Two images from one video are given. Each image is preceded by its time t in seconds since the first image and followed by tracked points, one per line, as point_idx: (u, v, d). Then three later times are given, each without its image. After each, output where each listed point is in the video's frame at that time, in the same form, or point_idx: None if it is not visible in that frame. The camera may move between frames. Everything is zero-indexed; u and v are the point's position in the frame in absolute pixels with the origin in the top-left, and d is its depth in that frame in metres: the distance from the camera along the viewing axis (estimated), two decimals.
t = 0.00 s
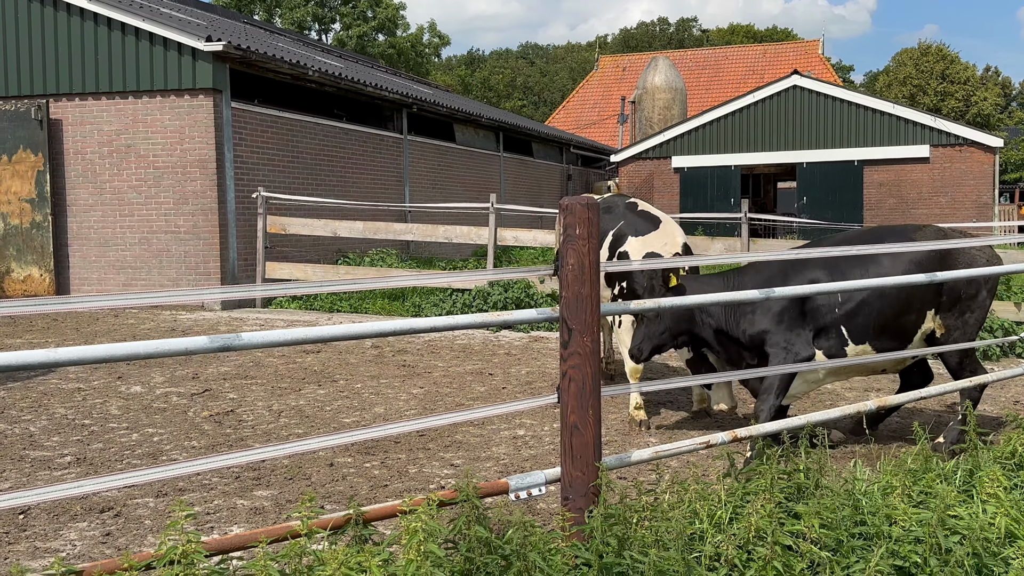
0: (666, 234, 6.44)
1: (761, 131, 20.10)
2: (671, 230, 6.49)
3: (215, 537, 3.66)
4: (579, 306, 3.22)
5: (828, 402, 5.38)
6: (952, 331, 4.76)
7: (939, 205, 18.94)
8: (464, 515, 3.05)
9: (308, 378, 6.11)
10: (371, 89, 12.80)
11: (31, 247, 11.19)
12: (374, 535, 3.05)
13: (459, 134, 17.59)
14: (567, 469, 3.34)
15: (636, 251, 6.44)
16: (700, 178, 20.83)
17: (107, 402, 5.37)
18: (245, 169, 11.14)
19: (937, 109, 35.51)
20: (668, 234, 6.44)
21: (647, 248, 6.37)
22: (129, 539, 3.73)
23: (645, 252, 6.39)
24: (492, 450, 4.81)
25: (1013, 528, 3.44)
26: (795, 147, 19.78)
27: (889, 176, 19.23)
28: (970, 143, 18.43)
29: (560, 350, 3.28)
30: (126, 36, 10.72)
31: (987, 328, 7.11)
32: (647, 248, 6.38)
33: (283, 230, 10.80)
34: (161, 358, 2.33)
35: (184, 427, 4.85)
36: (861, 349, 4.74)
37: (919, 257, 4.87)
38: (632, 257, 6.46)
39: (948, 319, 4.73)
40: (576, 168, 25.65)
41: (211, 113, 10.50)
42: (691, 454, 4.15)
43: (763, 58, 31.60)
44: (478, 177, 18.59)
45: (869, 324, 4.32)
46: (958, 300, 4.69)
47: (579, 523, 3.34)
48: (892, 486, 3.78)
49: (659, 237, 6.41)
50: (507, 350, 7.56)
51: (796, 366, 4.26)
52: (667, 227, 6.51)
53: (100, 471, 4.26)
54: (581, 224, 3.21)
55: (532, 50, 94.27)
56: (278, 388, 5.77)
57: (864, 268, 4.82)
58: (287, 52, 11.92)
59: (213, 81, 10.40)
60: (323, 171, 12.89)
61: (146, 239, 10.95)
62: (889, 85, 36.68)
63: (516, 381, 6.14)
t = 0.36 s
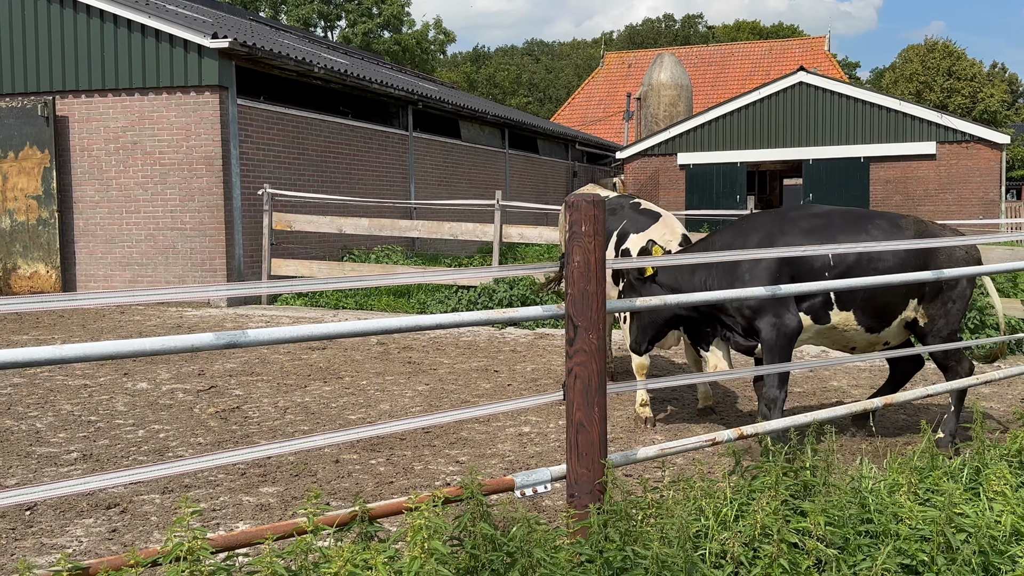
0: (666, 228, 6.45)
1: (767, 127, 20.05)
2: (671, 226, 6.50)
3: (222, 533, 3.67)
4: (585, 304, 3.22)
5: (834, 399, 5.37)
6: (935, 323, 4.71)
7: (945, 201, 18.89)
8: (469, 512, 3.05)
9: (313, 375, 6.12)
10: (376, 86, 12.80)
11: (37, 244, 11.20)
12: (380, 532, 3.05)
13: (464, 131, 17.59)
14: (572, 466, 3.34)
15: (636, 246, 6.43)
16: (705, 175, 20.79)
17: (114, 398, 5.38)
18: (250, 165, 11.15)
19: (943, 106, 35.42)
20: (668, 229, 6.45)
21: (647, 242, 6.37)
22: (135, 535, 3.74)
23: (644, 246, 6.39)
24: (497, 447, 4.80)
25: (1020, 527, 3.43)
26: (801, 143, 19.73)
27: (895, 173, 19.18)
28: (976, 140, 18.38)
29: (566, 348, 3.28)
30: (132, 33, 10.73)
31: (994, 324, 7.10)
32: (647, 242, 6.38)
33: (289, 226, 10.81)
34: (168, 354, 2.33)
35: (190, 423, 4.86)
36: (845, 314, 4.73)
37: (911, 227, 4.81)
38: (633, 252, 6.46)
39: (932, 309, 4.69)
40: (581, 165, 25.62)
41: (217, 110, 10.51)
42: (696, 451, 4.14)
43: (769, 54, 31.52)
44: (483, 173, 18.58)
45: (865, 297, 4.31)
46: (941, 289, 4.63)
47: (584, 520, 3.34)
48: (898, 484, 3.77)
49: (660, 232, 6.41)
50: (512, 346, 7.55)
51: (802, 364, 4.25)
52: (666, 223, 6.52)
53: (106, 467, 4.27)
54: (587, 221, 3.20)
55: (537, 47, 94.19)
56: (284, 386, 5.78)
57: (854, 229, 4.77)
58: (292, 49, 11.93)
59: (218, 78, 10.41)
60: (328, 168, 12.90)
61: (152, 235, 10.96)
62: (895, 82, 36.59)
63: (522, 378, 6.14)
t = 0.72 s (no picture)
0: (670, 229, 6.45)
1: (775, 126, 20.00)
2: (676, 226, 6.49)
3: (229, 533, 3.68)
4: (591, 304, 3.22)
5: (842, 399, 5.36)
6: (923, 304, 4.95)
7: (954, 201, 18.82)
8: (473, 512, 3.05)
9: (320, 375, 6.13)
10: (384, 86, 12.81)
11: (45, 243, 11.25)
12: (386, 532, 3.06)
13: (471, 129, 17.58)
14: (580, 467, 3.33)
15: (641, 247, 6.43)
16: (713, 173, 20.74)
17: (122, 398, 5.40)
18: (258, 165, 11.18)
19: (952, 105, 35.26)
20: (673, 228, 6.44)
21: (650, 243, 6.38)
22: (143, 535, 3.75)
23: (648, 248, 6.39)
24: (504, 447, 4.80)
25: None
26: (809, 142, 19.69)
27: (904, 172, 19.11)
28: (985, 139, 18.30)
29: (572, 347, 3.28)
30: (140, 33, 10.76)
31: (1003, 325, 7.07)
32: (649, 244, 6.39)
33: (296, 226, 10.83)
34: (175, 355, 2.34)
35: (198, 423, 4.87)
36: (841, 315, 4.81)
37: (886, 217, 4.95)
38: (637, 254, 6.46)
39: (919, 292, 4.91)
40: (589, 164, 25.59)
41: (224, 110, 10.54)
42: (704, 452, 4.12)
43: (777, 53, 31.41)
44: (491, 172, 18.58)
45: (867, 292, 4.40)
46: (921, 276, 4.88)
47: (591, 520, 3.34)
48: (906, 485, 3.76)
49: (664, 232, 6.40)
50: (519, 346, 7.55)
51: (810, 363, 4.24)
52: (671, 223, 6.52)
53: (114, 467, 4.29)
54: (594, 222, 3.21)
55: (545, 45, 94.10)
56: (291, 385, 5.79)
57: (841, 228, 4.83)
58: (300, 49, 11.94)
59: (226, 77, 10.43)
60: (336, 167, 12.93)
61: (160, 234, 10.99)
62: (903, 81, 36.47)
63: (528, 378, 6.14)
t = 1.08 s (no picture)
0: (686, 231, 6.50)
1: (784, 128, 19.95)
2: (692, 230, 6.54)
3: (239, 534, 3.69)
4: (599, 306, 3.21)
5: (851, 401, 5.33)
6: (874, 319, 5.08)
7: (964, 203, 18.73)
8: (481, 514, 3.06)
9: (330, 376, 6.14)
10: (393, 88, 12.83)
11: (56, 246, 11.29)
12: (395, 533, 3.06)
13: (480, 133, 17.60)
14: (588, 469, 3.33)
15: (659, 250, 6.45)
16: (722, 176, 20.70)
17: (132, 399, 5.42)
18: (268, 168, 11.22)
19: (962, 107, 35.12)
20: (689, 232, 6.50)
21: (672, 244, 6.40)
22: (152, 535, 3.77)
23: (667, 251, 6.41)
24: (513, 449, 4.80)
25: None
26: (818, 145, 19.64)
27: (914, 174, 19.03)
28: (995, 141, 18.22)
29: (581, 349, 3.27)
30: (151, 36, 10.81)
31: (1015, 327, 7.04)
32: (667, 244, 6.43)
33: (305, 229, 10.86)
34: (186, 355, 2.35)
35: (207, 424, 4.89)
36: (794, 311, 4.76)
37: (851, 227, 4.94)
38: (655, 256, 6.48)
39: (872, 307, 5.03)
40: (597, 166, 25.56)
41: (234, 113, 10.58)
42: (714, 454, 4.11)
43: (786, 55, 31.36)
44: (499, 174, 18.59)
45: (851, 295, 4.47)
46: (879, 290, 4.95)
47: (600, 523, 3.33)
48: (915, 488, 3.74)
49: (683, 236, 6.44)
50: (528, 348, 7.55)
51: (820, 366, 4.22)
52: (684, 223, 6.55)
53: (124, 468, 4.30)
54: (603, 223, 3.19)
55: (553, 49, 94.14)
56: (301, 386, 5.80)
57: (799, 226, 4.86)
58: (309, 52, 11.97)
59: (236, 81, 10.47)
60: (345, 170, 12.96)
61: (170, 237, 11.03)
62: (913, 83, 36.37)
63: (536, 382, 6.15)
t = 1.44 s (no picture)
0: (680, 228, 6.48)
1: (794, 131, 19.90)
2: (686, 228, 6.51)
3: (249, 538, 3.70)
4: (610, 310, 3.22)
5: (862, 407, 5.31)
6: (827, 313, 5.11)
7: (976, 207, 18.64)
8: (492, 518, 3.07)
9: (339, 381, 6.15)
10: (404, 93, 12.87)
11: (69, 249, 11.35)
12: (405, 537, 3.06)
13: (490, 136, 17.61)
14: (598, 474, 3.32)
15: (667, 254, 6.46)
16: (733, 179, 20.65)
17: (143, 403, 5.44)
18: (279, 172, 11.27)
19: (974, 111, 34.98)
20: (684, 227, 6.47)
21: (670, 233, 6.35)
22: (163, 539, 3.78)
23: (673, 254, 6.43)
24: (522, 454, 4.80)
25: None
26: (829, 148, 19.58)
27: (926, 178, 18.95)
28: (1008, 145, 18.14)
29: (590, 354, 3.27)
30: (163, 41, 10.87)
31: None
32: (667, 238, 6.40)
33: (315, 233, 10.89)
34: (197, 360, 2.36)
35: (218, 428, 4.91)
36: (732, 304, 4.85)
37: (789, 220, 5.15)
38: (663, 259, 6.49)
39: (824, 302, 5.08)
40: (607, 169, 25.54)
41: (245, 117, 10.63)
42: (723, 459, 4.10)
43: (797, 59, 31.30)
44: (509, 178, 18.60)
45: (858, 299, 4.47)
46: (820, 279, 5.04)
47: (610, 528, 3.33)
48: (927, 494, 3.72)
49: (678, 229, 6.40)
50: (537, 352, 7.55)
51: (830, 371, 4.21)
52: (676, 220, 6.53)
53: (136, 472, 4.32)
54: (612, 228, 3.20)
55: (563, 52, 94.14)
56: (311, 391, 5.82)
57: (731, 221, 5.01)
58: (320, 57, 12.03)
59: (247, 85, 10.53)
60: (356, 174, 12.99)
61: (182, 241, 11.08)
62: (924, 87, 36.25)
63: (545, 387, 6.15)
